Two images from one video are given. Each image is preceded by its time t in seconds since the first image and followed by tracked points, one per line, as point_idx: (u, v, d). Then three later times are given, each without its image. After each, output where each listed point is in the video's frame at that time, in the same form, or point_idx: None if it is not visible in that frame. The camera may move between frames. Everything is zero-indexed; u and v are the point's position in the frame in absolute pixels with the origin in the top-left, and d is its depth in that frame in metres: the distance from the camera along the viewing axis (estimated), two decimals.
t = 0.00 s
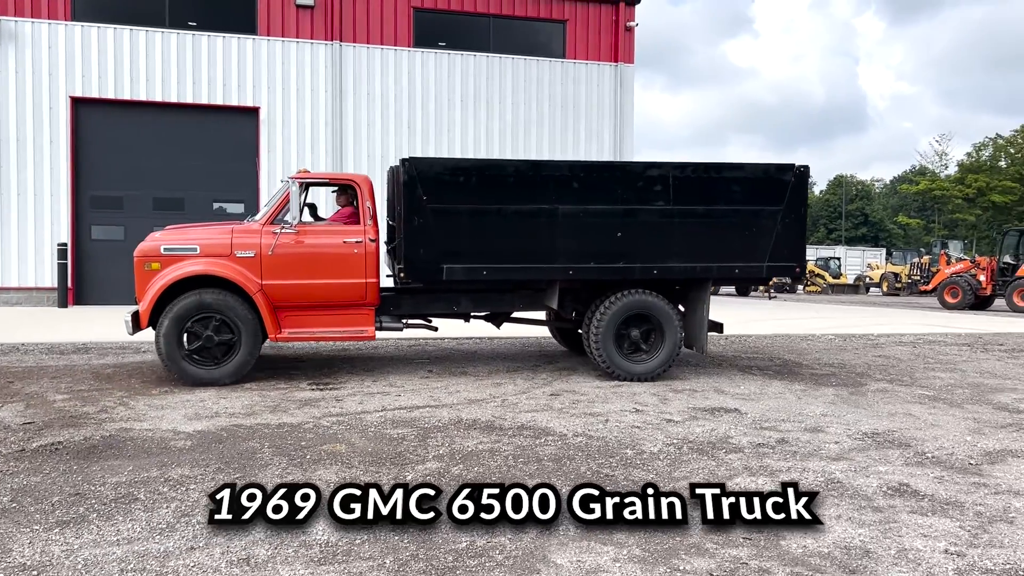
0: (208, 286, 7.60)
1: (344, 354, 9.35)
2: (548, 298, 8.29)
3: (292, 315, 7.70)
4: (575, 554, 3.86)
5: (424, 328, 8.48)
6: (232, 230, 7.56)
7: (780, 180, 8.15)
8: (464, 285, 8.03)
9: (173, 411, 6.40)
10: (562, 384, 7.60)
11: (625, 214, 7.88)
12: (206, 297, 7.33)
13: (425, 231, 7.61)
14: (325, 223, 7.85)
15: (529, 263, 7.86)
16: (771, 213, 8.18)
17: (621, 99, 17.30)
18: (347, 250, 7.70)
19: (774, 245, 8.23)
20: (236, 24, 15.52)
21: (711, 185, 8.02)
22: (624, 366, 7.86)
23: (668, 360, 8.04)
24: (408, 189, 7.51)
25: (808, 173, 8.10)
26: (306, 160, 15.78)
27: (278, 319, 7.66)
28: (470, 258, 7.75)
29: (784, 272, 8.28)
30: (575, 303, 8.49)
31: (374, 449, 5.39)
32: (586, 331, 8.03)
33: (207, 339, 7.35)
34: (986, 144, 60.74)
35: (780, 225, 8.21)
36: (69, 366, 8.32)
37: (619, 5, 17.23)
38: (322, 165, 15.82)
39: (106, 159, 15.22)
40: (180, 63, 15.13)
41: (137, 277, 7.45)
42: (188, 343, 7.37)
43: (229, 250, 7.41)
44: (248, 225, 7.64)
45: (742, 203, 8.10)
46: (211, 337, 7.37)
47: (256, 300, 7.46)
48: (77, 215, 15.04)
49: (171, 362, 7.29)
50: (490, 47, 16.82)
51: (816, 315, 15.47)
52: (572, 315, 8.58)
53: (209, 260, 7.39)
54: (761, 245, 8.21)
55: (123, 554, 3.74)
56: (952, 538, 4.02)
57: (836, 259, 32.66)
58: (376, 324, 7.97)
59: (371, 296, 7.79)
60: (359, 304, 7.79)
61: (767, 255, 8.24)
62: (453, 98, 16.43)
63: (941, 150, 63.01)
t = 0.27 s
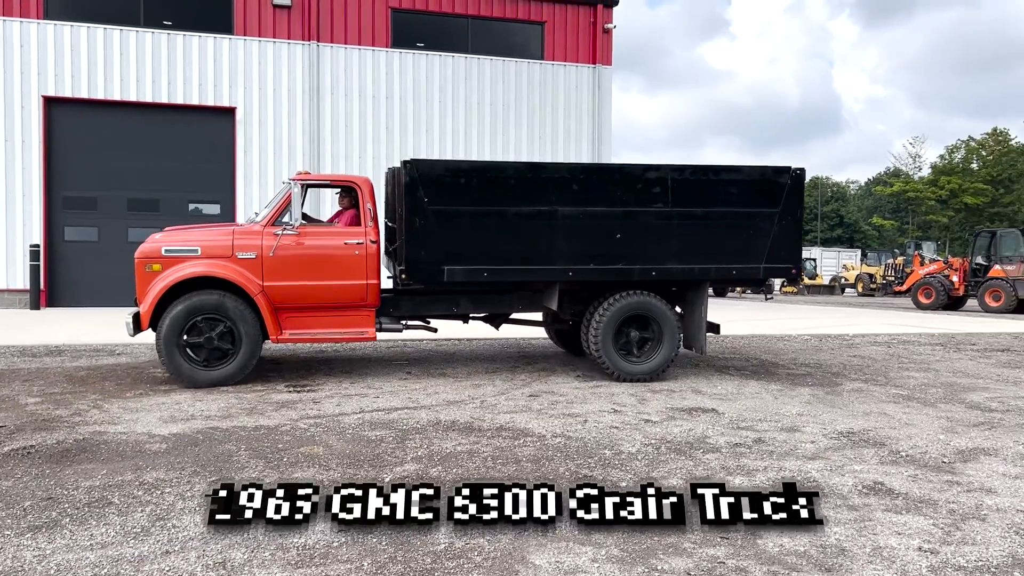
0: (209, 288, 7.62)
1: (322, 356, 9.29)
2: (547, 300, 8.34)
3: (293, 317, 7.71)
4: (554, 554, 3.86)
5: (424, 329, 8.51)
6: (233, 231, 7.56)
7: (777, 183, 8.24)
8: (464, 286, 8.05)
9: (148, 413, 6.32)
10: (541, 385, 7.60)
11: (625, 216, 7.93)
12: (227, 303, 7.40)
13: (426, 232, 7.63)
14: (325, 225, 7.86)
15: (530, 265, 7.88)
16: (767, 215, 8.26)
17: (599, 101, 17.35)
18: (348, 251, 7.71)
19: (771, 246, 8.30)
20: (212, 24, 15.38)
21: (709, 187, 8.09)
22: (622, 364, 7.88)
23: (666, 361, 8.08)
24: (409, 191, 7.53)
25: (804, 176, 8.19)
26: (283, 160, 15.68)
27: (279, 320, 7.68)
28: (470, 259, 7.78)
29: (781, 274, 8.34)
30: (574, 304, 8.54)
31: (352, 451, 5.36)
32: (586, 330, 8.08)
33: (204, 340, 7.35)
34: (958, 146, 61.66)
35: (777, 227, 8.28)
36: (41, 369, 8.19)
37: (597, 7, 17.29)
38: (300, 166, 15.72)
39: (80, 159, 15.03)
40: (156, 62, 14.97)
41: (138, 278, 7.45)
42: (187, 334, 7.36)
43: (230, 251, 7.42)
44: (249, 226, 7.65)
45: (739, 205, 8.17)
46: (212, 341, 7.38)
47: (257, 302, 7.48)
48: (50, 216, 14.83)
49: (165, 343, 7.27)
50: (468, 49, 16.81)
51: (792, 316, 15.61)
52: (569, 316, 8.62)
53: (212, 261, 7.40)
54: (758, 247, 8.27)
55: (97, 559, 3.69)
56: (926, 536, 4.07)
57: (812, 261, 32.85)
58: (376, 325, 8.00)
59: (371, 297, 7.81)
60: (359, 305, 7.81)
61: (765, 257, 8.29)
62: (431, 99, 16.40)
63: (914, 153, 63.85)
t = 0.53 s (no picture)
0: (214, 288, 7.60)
1: (303, 357, 9.23)
2: (549, 299, 8.41)
3: (295, 317, 7.71)
4: (534, 554, 3.87)
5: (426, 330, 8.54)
6: (236, 230, 7.55)
7: (775, 184, 8.32)
8: (466, 287, 8.07)
9: (125, 416, 6.25)
10: (523, 386, 7.61)
11: (626, 217, 7.98)
12: (246, 316, 7.40)
13: (430, 233, 7.64)
14: (327, 225, 7.85)
15: (532, 266, 7.93)
16: (766, 216, 8.33)
17: (580, 102, 17.40)
18: (352, 251, 7.73)
19: (770, 247, 8.37)
20: (190, 22, 15.23)
21: (709, 188, 8.16)
22: (622, 361, 7.90)
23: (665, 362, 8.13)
24: (413, 191, 7.54)
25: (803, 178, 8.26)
26: (263, 160, 15.57)
27: (282, 320, 7.68)
28: (473, 260, 7.80)
29: (780, 274, 8.40)
30: (574, 304, 8.61)
31: (332, 452, 5.33)
32: (587, 329, 8.12)
33: (206, 338, 7.31)
34: (934, 148, 62.46)
35: (776, 227, 8.36)
36: (17, 370, 8.08)
37: (578, 8, 17.33)
38: (280, 166, 15.62)
39: (56, 159, 14.85)
40: (133, 61, 14.82)
41: (142, 278, 7.41)
42: (195, 326, 7.32)
43: (234, 251, 7.41)
44: (252, 226, 7.63)
45: (738, 205, 8.24)
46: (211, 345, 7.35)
47: (261, 302, 7.48)
48: (25, 216, 14.65)
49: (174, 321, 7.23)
50: (449, 49, 16.78)
51: (772, 316, 15.73)
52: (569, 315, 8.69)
53: (216, 261, 7.38)
54: (757, 247, 8.34)
55: (72, 563, 3.64)
56: (902, 533, 4.12)
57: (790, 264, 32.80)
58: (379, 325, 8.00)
59: (374, 297, 7.82)
60: (361, 305, 7.82)
61: (763, 257, 8.37)
62: (412, 99, 16.36)
63: (891, 154, 64.57)
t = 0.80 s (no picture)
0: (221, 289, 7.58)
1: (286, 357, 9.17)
2: (552, 299, 8.41)
3: (301, 317, 7.70)
4: (516, 554, 3.87)
5: (429, 330, 8.52)
6: (242, 231, 7.54)
7: (775, 185, 8.43)
8: (469, 287, 8.08)
9: (104, 417, 6.19)
10: (505, 385, 7.61)
11: (629, 217, 8.03)
12: (258, 334, 7.43)
13: (435, 233, 7.64)
14: (332, 225, 7.86)
15: (537, 266, 7.95)
16: (765, 217, 8.44)
17: (563, 102, 17.43)
18: (357, 252, 7.73)
19: (770, 247, 8.49)
20: (171, 21, 15.10)
21: (710, 189, 8.23)
22: (622, 358, 7.93)
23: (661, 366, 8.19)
24: (418, 192, 7.54)
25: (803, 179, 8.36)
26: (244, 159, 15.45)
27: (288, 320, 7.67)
28: (478, 260, 7.81)
29: (779, 274, 8.53)
30: (576, 304, 8.62)
31: (314, 453, 5.31)
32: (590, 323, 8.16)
33: (213, 338, 7.28)
34: (913, 149, 63.10)
35: (776, 227, 8.48)
36: None
37: (561, 9, 17.36)
38: (261, 165, 15.51)
39: (34, 158, 14.71)
40: (113, 59, 14.66)
41: (147, 279, 7.38)
42: (209, 322, 7.30)
43: (240, 251, 7.40)
44: (258, 226, 7.63)
45: (739, 206, 8.33)
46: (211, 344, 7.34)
47: (268, 302, 7.47)
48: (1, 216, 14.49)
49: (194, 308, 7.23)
50: (432, 49, 16.74)
51: (753, 316, 15.83)
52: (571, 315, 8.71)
53: (223, 261, 7.38)
54: (757, 247, 8.45)
55: (49, 566, 3.60)
56: (881, 531, 4.16)
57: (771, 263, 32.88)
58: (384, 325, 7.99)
59: (379, 297, 7.83)
60: (366, 305, 7.81)
61: (763, 257, 8.48)
62: (395, 98, 16.32)
63: (871, 155, 65.13)
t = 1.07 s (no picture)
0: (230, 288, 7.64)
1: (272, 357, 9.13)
2: (557, 299, 8.46)
3: (310, 316, 7.77)
4: (501, 553, 3.87)
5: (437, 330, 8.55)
6: (250, 230, 7.60)
7: (778, 185, 8.50)
8: (477, 286, 8.13)
9: (86, 417, 6.14)
10: (490, 385, 7.61)
11: (635, 217, 8.10)
12: (263, 354, 7.45)
13: (443, 233, 7.70)
14: (340, 225, 7.91)
15: (544, 265, 8.01)
16: (769, 217, 8.50)
17: (549, 102, 17.44)
18: (365, 251, 7.79)
19: (774, 247, 8.55)
20: (154, 18, 14.97)
21: (715, 189, 8.30)
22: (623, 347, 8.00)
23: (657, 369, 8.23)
24: (427, 191, 7.61)
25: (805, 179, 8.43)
26: (228, 158, 15.35)
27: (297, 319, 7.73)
28: (486, 259, 7.86)
29: (783, 273, 8.60)
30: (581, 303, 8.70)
31: (299, 453, 5.29)
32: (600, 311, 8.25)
33: (220, 337, 7.32)
34: (896, 150, 63.61)
35: (779, 227, 8.54)
36: None
37: (546, 8, 17.36)
38: (245, 164, 15.43)
39: (16, 156, 14.56)
40: (96, 56, 14.53)
41: (157, 278, 7.41)
42: (226, 320, 7.38)
43: (249, 251, 7.46)
44: (267, 225, 7.68)
45: (743, 206, 8.40)
46: (221, 341, 7.38)
47: (277, 301, 7.55)
48: None
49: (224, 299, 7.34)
50: (417, 47, 16.70)
51: (738, 315, 15.90)
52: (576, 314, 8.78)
53: (233, 261, 7.45)
54: (761, 247, 8.51)
55: (29, 567, 3.57)
56: (863, 528, 4.19)
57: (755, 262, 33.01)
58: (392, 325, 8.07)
59: (387, 297, 7.89)
60: (374, 304, 7.88)
61: (767, 257, 8.54)
62: (380, 97, 16.28)
63: (855, 156, 65.59)
